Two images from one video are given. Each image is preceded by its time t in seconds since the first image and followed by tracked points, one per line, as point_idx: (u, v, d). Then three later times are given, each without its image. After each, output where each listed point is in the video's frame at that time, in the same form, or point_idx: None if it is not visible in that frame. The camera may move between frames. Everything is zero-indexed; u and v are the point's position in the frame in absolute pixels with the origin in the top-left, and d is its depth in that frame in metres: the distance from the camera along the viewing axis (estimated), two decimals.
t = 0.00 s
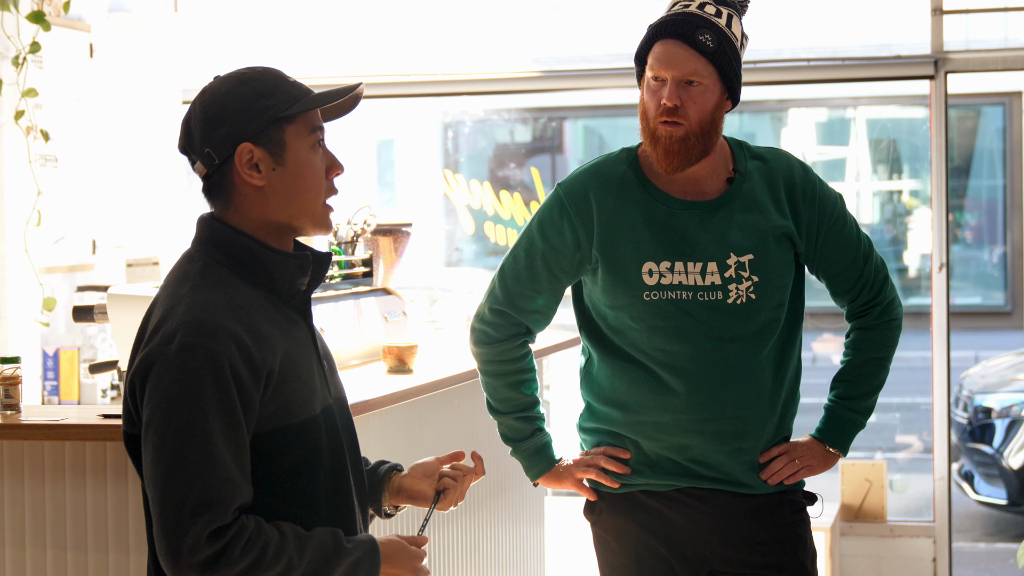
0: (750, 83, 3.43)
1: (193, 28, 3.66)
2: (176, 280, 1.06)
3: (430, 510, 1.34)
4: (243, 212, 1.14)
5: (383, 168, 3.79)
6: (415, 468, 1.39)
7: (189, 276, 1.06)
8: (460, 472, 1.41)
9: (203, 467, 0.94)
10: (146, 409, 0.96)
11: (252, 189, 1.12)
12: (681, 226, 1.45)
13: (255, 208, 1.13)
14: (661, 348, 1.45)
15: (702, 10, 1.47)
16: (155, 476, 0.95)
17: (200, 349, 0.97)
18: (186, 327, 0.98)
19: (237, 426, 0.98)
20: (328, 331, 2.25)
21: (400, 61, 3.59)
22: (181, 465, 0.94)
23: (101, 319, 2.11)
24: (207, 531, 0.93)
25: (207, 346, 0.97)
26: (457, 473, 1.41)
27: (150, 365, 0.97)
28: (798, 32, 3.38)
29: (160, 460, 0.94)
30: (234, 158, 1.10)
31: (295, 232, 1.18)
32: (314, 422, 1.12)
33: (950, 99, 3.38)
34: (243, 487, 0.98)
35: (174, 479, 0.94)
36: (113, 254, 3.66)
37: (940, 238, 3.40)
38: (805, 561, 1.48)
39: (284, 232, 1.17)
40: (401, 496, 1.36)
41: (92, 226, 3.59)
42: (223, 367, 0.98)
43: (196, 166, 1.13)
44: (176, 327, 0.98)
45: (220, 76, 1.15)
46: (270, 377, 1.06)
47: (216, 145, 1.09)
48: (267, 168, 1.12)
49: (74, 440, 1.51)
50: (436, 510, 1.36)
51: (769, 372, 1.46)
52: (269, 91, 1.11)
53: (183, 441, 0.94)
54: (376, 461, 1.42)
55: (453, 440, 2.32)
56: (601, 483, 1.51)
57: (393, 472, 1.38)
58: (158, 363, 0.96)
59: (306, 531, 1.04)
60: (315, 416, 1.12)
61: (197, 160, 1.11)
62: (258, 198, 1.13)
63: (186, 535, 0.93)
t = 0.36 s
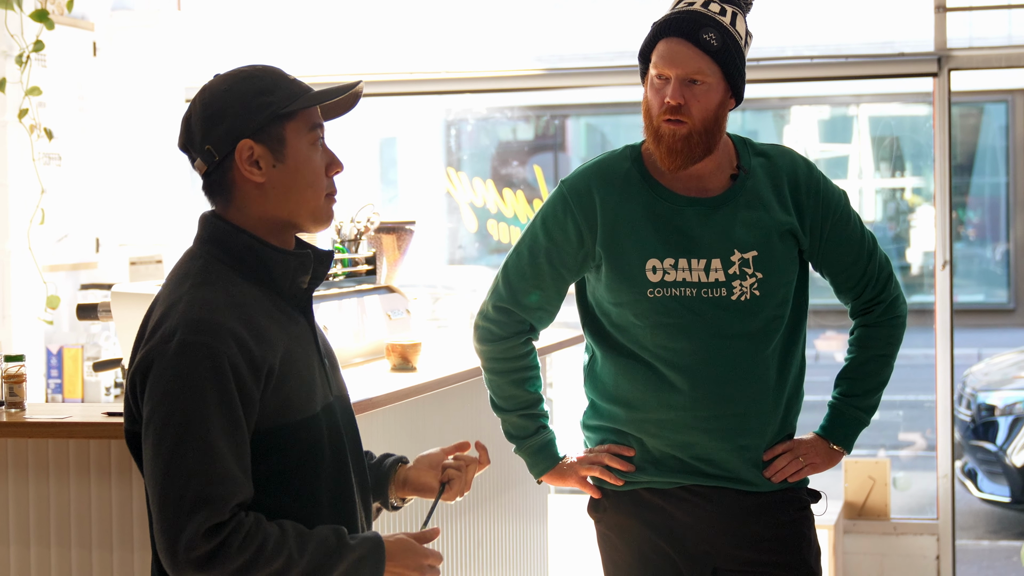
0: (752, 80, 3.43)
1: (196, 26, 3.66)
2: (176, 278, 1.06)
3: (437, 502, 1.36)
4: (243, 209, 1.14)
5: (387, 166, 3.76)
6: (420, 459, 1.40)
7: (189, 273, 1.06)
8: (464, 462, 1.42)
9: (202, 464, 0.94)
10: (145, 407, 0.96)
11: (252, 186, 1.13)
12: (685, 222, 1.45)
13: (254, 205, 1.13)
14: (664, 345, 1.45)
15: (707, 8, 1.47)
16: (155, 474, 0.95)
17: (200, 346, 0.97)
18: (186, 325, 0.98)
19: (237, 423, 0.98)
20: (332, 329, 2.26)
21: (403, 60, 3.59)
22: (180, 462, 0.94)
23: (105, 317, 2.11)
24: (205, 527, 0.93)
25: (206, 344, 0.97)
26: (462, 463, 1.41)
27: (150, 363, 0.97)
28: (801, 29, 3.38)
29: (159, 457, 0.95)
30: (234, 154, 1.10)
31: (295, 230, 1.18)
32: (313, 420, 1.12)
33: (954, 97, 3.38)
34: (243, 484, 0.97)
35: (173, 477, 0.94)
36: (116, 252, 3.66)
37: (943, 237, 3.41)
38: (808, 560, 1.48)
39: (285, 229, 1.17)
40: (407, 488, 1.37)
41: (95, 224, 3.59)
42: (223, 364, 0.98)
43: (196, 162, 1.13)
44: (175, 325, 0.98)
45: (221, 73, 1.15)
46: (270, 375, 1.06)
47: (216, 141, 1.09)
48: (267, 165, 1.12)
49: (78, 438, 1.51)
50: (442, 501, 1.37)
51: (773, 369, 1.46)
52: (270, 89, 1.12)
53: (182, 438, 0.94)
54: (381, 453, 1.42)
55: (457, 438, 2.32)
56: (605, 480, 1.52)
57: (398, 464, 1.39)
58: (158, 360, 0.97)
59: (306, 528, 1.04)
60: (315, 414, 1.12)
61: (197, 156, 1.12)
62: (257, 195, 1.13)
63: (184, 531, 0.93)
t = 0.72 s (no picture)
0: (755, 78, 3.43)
1: (198, 24, 3.66)
2: (176, 276, 1.06)
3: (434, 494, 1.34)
4: (253, 207, 1.13)
5: (388, 164, 3.78)
6: (414, 452, 1.39)
7: (189, 272, 1.06)
8: (458, 451, 1.39)
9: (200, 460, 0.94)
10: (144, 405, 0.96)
11: (263, 187, 1.12)
12: (689, 219, 1.45)
13: (264, 204, 1.13)
14: (668, 342, 1.45)
15: (711, 5, 1.47)
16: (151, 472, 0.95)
17: (199, 344, 0.97)
18: (185, 323, 0.98)
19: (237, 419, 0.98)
20: (334, 328, 2.26)
21: (405, 58, 3.59)
22: (178, 460, 0.94)
23: (108, 316, 2.11)
24: (197, 521, 0.92)
25: (206, 341, 0.97)
26: (455, 452, 1.39)
27: (150, 360, 0.97)
28: (803, 28, 3.37)
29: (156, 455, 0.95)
30: (246, 154, 1.10)
31: (300, 229, 1.19)
32: (313, 420, 1.12)
33: (955, 95, 3.38)
34: (244, 479, 0.97)
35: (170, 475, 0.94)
36: (118, 251, 3.67)
37: (945, 234, 3.40)
38: (813, 559, 1.48)
39: (289, 227, 1.17)
40: (402, 481, 1.36)
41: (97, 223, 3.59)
42: (223, 362, 0.98)
43: (202, 165, 1.12)
44: (175, 322, 0.98)
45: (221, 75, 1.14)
46: (271, 374, 1.06)
47: (226, 142, 1.09)
48: (279, 165, 1.12)
49: (82, 437, 1.51)
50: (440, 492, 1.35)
51: (777, 366, 1.46)
52: (278, 89, 1.12)
53: (181, 435, 0.94)
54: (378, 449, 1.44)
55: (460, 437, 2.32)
56: (610, 479, 1.51)
57: (392, 458, 1.40)
58: (158, 358, 0.96)
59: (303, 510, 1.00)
60: (314, 413, 1.12)
61: (206, 158, 1.11)
62: (267, 195, 1.13)
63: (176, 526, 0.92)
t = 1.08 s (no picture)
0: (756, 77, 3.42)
1: (199, 23, 3.66)
2: (189, 276, 1.05)
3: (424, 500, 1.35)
4: (271, 207, 1.13)
5: (389, 164, 3.78)
6: (405, 458, 1.40)
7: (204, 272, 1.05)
8: (449, 458, 1.41)
9: (229, 465, 0.94)
10: (165, 409, 0.96)
11: (285, 185, 1.13)
12: (693, 218, 1.45)
13: (283, 202, 1.14)
14: (674, 342, 1.45)
15: (715, 5, 1.46)
16: (176, 477, 0.94)
17: (223, 348, 0.97)
18: (209, 325, 0.98)
19: (258, 422, 0.98)
20: (336, 327, 2.25)
21: (407, 57, 3.59)
22: (206, 465, 0.94)
23: (110, 315, 2.11)
24: (232, 528, 0.93)
25: (229, 345, 0.97)
26: (447, 460, 1.41)
27: (170, 363, 0.96)
28: (804, 26, 3.37)
29: (182, 460, 0.94)
30: (274, 153, 1.10)
31: (306, 227, 1.19)
32: (324, 419, 1.12)
33: (956, 93, 3.38)
34: (263, 485, 0.98)
35: (198, 480, 0.94)
36: (120, 250, 3.67)
37: (947, 232, 3.40)
38: (816, 557, 1.48)
39: (297, 226, 1.17)
40: (394, 487, 1.37)
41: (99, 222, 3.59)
42: (247, 365, 0.98)
43: (221, 167, 1.09)
44: (196, 325, 0.98)
45: (222, 75, 1.13)
46: (288, 375, 1.06)
47: (254, 142, 1.08)
48: (303, 162, 1.14)
49: (84, 436, 1.51)
50: (430, 499, 1.37)
51: (781, 365, 1.46)
52: (291, 88, 1.13)
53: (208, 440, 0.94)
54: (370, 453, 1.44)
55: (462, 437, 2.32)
56: (612, 477, 1.51)
57: (384, 463, 1.39)
58: (179, 360, 0.96)
59: (319, 522, 1.05)
60: (326, 413, 1.12)
61: (227, 159, 1.08)
62: (289, 193, 1.14)
63: (209, 533, 0.93)
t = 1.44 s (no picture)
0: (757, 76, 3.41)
1: (199, 22, 3.66)
2: (195, 274, 1.05)
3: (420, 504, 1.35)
4: (274, 207, 1.13)
5: (389, 164, 3.77)
6: (401, 461, 1.40)
7: (210, 272, 1.05)
8: (446, 462, 1.41)
9: (238, 464, 0.94)
10: (173, 408, 0.96)
11: (288, 184, 1.13)
12: (695, 218, 1.45)
13: (285, 202, 1.14)
14: (677, 341, 1.45)
15: (717, 4, 1.46)
16: (186, 476, 0.94)
17: (232, 346, 0.97)
18: (217, 323, 0.98)
19: (266, 420, 0.98)
20: (338, 326, 2.25)
21: (407, 57, 3.59)
22: (216, 464, 0.94)
23: (111, 315, 2.11)
24: (244, 527, 0.94)
25: (238, 343, 0.97)
26: (444, 463, 1.40)
27: (178, 362, 0.96)
28: (805, 25, 3.37)
29: (191, 458, 0.94)
30: (277, 152, 1.10)
31: (309, 227, 1.19)
32: (330, 419, 1.12)
33: (957, 92, 3.38)
34: (272, 483, 0.98)
35: (208, 479, 0.93)
36: (121, 250, 3.67)
37: (949, 231, 3.40)
38: (819, 555, 1.47)
39: (299, 225, 1.17)
40: (389, 490, 1.36)
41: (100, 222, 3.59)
42: (255, 363, 0.98)
43: (225, 164, 1.09)
44: (204, 324, 0.98)
45: (228, 72, 1.13)
46: (295, 374, 1.06)
47: (258, 140, 1.08)
48: (306, 162, 1.13)
49: (85, 436, 1.50)
50: (426, 502, 1.37)
51: (782, 364, 1.46)
52: (297, 88, 1.13)
53: (218, 438, 0.94)
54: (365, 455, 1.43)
55: (462, 436, 2.31)
56: (614, 476, 1.51)
57: (380, 465, 1.39)
58: (188, 359, 0.96)
59: (326, 522, 1.05)
60: (331, 412, 1.13)
61: (231, 156, 1.08)
62: (293, 192, 1.13)
63: (221, 533, 0.93)
